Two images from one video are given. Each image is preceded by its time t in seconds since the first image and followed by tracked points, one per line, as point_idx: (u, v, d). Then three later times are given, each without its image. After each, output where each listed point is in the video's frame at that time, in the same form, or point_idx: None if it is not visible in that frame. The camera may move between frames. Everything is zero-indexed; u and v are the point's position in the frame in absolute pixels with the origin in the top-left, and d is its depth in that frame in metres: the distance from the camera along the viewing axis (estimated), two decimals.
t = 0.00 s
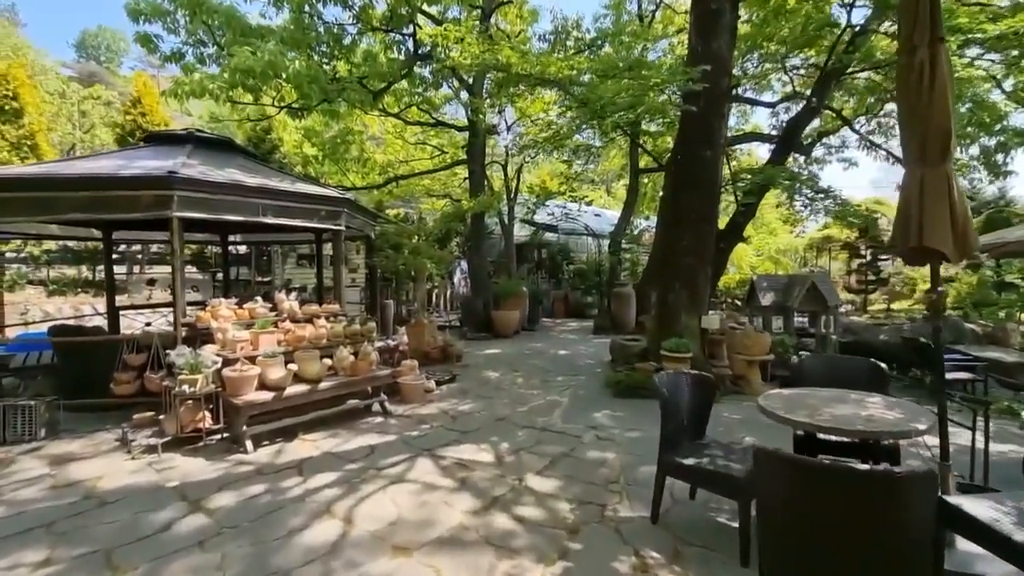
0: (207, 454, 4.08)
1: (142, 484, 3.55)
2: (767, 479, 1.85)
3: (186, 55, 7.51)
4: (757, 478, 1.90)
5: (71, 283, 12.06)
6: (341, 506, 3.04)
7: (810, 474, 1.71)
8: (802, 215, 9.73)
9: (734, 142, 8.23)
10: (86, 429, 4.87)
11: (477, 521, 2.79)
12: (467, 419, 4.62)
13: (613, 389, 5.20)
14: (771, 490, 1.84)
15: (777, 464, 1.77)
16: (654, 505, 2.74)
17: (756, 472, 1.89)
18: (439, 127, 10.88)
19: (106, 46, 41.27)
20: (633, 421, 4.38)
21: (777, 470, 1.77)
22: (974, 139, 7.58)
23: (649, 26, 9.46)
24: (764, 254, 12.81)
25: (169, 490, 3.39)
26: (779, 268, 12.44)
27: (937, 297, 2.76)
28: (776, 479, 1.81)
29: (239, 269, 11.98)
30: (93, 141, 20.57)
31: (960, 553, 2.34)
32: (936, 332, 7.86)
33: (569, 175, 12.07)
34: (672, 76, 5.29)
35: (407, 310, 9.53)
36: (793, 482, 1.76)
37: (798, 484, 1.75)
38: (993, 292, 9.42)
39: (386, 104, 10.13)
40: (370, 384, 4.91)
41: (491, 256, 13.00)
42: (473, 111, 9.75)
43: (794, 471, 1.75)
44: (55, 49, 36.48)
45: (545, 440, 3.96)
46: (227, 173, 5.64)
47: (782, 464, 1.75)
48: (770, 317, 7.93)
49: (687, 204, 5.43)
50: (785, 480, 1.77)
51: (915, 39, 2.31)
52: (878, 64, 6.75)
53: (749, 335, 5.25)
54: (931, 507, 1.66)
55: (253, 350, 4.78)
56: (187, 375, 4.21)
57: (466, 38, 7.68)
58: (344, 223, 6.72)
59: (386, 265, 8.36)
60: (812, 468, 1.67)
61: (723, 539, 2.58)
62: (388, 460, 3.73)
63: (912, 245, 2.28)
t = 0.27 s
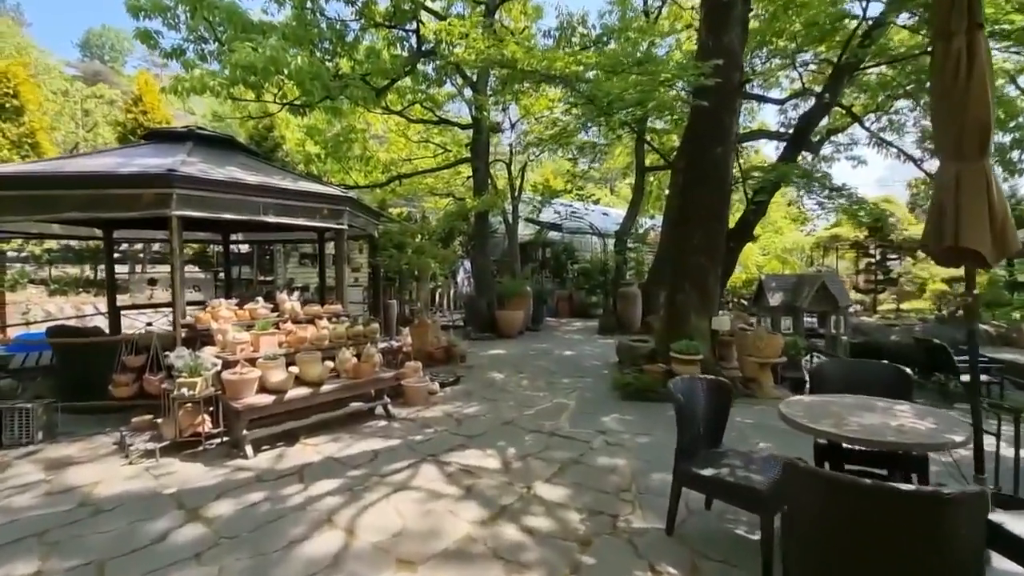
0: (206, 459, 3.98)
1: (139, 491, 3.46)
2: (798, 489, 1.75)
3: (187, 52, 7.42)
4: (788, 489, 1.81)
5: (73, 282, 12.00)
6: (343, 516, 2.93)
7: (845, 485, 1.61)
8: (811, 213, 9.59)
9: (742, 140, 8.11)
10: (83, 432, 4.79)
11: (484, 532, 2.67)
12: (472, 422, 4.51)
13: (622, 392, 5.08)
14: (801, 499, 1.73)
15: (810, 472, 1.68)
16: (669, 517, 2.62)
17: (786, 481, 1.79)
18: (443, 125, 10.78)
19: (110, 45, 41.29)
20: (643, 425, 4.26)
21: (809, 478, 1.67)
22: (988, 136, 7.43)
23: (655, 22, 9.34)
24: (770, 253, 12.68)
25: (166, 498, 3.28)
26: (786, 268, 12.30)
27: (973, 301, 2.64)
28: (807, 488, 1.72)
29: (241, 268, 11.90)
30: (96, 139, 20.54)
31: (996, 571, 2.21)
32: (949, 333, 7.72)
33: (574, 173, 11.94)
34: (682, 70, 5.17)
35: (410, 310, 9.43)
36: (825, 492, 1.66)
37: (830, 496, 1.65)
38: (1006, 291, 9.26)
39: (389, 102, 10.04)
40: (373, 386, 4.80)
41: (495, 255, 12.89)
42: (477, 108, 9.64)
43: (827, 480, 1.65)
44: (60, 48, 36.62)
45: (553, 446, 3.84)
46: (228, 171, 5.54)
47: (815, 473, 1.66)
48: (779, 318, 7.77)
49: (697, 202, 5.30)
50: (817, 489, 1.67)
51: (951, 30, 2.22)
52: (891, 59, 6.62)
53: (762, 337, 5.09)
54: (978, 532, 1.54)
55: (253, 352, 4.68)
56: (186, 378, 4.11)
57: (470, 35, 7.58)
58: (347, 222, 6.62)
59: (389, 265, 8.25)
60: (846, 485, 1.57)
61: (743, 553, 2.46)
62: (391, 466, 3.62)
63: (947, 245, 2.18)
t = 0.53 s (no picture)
0: (206, 462, 3.92)
1: (136, 495, 3.40)
2: (823, 493, 1.69)
3: (186, 48, 7.35)
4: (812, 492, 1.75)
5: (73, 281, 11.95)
6: (345, 521, 2.85)
7: (876, 491, 1.54)
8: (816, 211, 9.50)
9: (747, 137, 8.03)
10: (82, 433, 4.74)
11: (491, 538, 2.60)
12: (477, 424, 4.43)
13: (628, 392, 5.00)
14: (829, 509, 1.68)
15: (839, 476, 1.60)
16: (682, 523, 2.54)
17: (810, 484, 1.73)
18: (444, 123, 10.72)
19: (111, 43, 41.13)
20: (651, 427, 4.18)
21: (835, 481, 1.60)
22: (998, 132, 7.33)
23: (659, 19, 9.26)
24: (774, 252, 12.60)
25: (164, 502, 3.21)
26: (789, 266, 12.21)
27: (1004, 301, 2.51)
28: (832, 493, 1.65)
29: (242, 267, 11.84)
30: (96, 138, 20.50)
31: None
32: (956, 332, 7.64)
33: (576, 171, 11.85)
34: (690, 65, 5.08)
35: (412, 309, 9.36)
36: (853, 497, 1.59)
37: (859, 502, 1.58)
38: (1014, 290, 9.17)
39: (390, 99, 9.98)
40: (375, 387, 4.73)
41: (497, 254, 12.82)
42: (479, 105, 9.56)
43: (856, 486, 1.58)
44: (61, 48, 36.62)
45: (560, 447, 3.76)
46: (228, 168, 5.47)
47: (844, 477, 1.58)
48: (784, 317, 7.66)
49: (705, 199, 5.22)
50: (845, 494, 1.60)
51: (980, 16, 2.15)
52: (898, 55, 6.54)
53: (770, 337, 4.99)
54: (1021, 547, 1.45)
55: (254, 352, 4.61)
56: (185, 379, 4.05)
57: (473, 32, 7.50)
58: (348, 220, 6.54)
59: (391, 264, 8.19)
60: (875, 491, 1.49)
61: (760, 561, 2.38)
62: (394, 469, 3.54)
63: (977, 242, 2.13)
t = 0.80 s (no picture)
0: (207, 463, 3.87)
1: (137, 497, 3.37)
2: (847, 498, 1.67)
3: (188, 45, 7.30)
4: (839, 496, 1.73)
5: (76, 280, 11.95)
6: (349, 525, 2.79)
7: (895, 495, 1.51)
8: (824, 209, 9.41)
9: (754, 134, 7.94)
10: (83, 434, 4.78)
11: (498, 543, 2.53)
12: (482, 424, 4.37)
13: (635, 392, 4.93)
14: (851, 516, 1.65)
15: (857, 479, 1.59)
16: (695, 528, 2.47)
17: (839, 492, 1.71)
18: (447, 120, 10.66)
19: (117, 44, 41.34)
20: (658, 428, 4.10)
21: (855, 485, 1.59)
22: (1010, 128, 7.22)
23: (665, 14, 9.16)
24: (780, 250, 12.48)
25: (165, 505, 3.16)
26: (795, 265, 12.11)
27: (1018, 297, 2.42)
28: (855, 496, 1.63)
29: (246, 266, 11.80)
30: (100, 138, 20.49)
31: None
32: (967, 332, 7.54)
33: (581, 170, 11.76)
34: (699, 59, 4.99)
35: (415, 307, 9.31)
36: (873, 501, 1.57)
37: (878, 505, 1.55)
38: None
39: (393, 97, 9.93)
40: (379, 387, 4.67)
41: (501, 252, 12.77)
42: (483, 103, 9.48)
43: (876, 489, 1.56)
44: (66, 48, 36.75)
45: (567, 448, 3.69)
46: (230, 166, 5.41)
47: (862, 479, 1.57)
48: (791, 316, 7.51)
49: (713, 196, 5.14)
50: (863, 497, 1.58)
51: None
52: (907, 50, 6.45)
53: (779, 336, 4.89)
54: None
55: (256, 351, 4.56)
56: (187, 378, 4.01)
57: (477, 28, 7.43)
58: (351, 218, 6.47)
59: (395, 262, 8.13)
60: (887, 490, 1.48)
61: (775, 567, 2.31)
62: (399, 470, 3.49)
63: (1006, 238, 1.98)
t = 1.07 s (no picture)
0: (213, 462, 3.84)
1: (142, 497, 3.34)
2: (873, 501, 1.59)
3: (194, 43, 7.27)
4: (865, 500, 1.64)
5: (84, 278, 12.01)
6: (355, 526, 2.74)
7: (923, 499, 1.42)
8: (835, 205, 9.27)
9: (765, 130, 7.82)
10: (89, 433, 4.77)
11: (507, 546, 2.47)
12: (489, 424, 4.31)
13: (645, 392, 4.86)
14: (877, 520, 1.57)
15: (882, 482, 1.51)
16: (710, 532, 2.40)
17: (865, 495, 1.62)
18: (454, 118, 10.60)
19: (125, 44, 41.61)
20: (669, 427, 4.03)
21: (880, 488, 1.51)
22: None
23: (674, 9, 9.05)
24: (789, 248, 12.32)
25: (170, 506, 3.12)
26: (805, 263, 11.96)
27: None
28: (881, 500, 1.55)
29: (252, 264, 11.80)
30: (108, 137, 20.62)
31: None
32: (982, 330, 7.40)
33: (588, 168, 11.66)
34: (710, 53, 4.90)
35: (422, 305, 9.26)
36: (898, 504, 1.49)
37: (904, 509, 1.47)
38: None
39: (399, 94, 9.89)
40: (385, 386, 4.62)
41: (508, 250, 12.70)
42: (489, 99, 9.41)
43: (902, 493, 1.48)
44: (75, 48, 37.00)
45: (577, 448, 3.62)
46: (235, 163, 5.37)
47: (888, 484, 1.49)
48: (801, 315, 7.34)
49: (725, 192, 5.05)
50: (888, 500, 1.50)
51: None
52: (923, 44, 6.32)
53: (792, 334, 4.80)
54: None
55: (262, 350, 4.52)
56: (193, 377, 3.97)
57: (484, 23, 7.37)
58: (358, 215, 6.41)
59: (401, 260, 8.07)
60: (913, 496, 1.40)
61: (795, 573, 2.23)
62: (406, 470, 3.43)
63: None
